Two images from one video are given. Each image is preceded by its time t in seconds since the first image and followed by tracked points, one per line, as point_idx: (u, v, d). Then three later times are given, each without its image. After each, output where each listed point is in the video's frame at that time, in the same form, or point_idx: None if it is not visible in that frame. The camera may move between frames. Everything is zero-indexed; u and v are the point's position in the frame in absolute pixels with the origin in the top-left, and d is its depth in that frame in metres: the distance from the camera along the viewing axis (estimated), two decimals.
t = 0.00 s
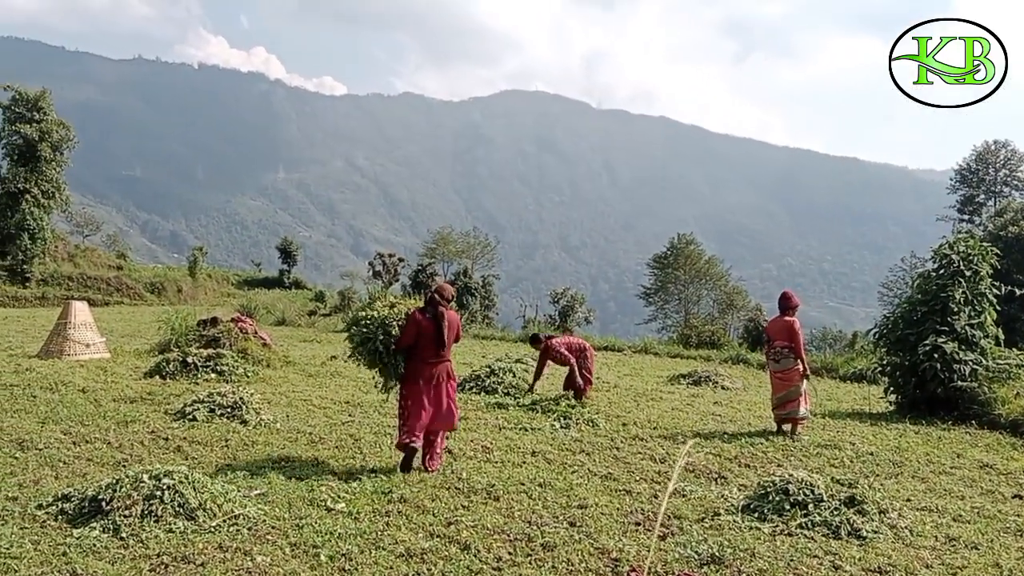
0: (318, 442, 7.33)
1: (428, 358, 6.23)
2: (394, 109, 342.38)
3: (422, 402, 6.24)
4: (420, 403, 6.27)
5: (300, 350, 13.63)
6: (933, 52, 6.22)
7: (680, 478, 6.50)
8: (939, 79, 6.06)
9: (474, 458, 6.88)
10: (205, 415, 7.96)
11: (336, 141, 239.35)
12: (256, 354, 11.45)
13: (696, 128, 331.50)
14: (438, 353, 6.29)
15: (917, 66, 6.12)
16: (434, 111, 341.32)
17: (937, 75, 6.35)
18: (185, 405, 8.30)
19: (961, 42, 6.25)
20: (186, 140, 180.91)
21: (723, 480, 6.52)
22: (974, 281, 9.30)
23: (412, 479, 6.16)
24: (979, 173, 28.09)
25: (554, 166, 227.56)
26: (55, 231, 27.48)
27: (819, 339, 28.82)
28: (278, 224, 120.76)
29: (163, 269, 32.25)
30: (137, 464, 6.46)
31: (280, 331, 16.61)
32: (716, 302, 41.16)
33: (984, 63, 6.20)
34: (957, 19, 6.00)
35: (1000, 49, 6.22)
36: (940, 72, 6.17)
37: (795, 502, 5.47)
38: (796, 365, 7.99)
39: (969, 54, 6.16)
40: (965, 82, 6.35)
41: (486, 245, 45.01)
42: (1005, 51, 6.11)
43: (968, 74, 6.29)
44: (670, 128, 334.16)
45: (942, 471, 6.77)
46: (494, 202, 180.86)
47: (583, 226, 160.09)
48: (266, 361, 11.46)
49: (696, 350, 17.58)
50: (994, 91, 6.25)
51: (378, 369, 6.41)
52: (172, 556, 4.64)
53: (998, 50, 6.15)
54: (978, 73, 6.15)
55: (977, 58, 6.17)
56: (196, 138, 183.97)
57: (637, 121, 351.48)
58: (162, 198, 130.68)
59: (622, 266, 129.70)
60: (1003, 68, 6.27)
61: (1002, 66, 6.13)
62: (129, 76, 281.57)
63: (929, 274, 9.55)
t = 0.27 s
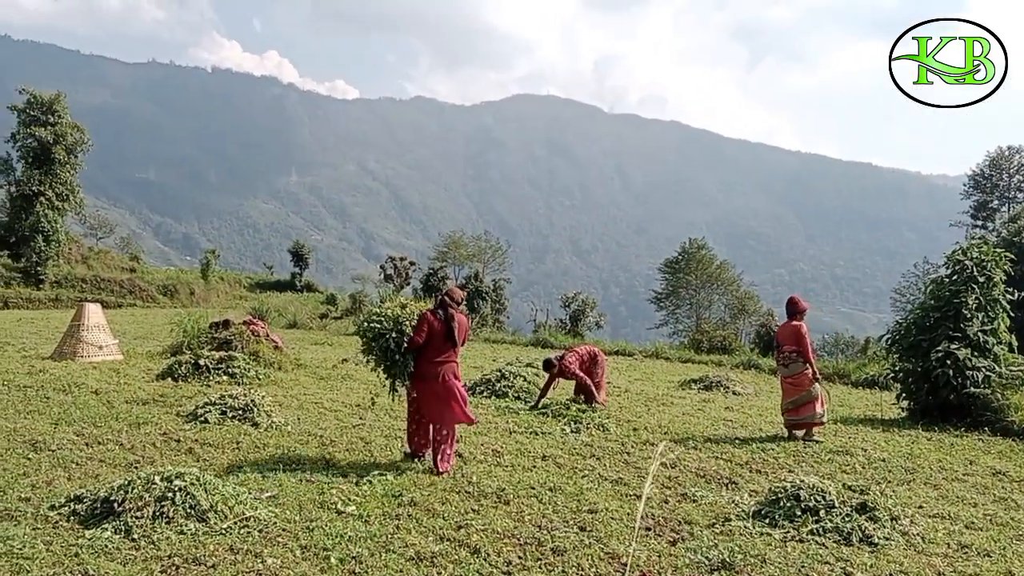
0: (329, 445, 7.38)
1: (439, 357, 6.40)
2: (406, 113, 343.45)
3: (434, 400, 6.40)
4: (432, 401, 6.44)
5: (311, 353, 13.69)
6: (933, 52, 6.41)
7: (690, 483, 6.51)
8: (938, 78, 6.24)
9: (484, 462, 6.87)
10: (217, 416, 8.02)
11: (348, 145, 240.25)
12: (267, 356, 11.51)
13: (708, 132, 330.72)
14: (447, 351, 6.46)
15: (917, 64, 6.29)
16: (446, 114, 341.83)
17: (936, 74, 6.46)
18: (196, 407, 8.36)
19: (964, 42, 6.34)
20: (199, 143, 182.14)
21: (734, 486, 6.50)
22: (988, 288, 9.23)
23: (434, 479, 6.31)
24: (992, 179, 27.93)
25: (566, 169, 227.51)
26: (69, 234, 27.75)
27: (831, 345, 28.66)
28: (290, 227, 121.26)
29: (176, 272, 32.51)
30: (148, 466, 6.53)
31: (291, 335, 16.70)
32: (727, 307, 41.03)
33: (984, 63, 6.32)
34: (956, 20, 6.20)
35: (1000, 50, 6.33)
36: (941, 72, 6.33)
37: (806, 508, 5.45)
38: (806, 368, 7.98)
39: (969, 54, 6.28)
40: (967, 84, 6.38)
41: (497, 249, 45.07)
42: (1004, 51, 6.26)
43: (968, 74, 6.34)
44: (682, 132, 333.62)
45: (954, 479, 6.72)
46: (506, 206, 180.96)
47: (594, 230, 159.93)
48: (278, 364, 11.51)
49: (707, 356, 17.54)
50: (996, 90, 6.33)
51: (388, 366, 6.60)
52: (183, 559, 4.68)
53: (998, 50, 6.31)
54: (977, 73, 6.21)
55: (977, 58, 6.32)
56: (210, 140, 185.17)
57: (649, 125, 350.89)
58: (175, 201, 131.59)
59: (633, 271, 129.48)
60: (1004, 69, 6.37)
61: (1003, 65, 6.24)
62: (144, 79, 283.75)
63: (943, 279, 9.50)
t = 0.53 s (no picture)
0: (340, 446, 7.41)
1: (439, 357, 6.74)
2: (419, 115, 344.22)
3: (435, 399, 6.72)
4: (433, 400, 6.76)
5: (322, 356, 13.77)
6: (934, 52, 6.42)
7: (700, 486, 6.52)
8: (940, 79, 6.25)
9: (494, 466, 6.87)
10: (230, 419, 8.08)
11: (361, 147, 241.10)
12: (280, 358, 11.57)
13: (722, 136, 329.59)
14: (447, 352, 6.79)
15: (917, 64, 6.28)
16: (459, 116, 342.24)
17: (936, 75, 6.43)
18: (209, 409, 8.44)
19: (964, 42, 6.32)
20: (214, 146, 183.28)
21: (744, 490, 6.50)
22: (1002, 292, 9.17)
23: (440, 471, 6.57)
24: (1007, 184, 27.72)
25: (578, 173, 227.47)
26: (84, 236, 27.99)
27: (844, 350, 28.54)
28: (303, 229, 121.66)
29: (190, 274, 32.76)
30: (161, 467, 6.60)
31: (305, 336, 16.82)
32: (739, 311, 40.84)
33: (984, 63, 6.32)
34: (958, 20, 6.19)
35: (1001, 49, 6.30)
36: (941, 72, 6.36)
37: (818, 514, 5.41)
38: (819, 372, 7.99)
39: (969, 54, 6.28)
40: (966, 84, 6.35)
41: (509, 252, 45.11)
42: (1004, 52, 6.26)
43: (967, 75, 6.31)
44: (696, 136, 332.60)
45: (966, 484, 6.70)
46: (518, 209, 180.97)
47: (606, 233, 159.71)
48: (290, 365, 11.56)
49: (720, 360, 17.51)
50: (997, 90, 6.32)
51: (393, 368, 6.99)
52: (195, 560, 4.73)
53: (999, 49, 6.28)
54: (978, 73, 6.20)
55: (977, 58, 6.32)
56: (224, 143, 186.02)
57: (662, 129, 350.09)
58: (190, 204, 132.45)
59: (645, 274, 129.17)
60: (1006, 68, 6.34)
61: (1001, 66, 6.27)
62: (159, 82, 285.85)
63: (956, 284, 9.45)
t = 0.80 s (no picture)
0: (353, 448, 7.36)
1: (446, 356, 6.88)
2: (432, 118, 344.79)
3: (439, 395, 6.84)
4: (439, 397, 6.88)
5: (336, 357, 13.75)
6: (933, 52, 6.47)
7: (716, 491, 6.41)
8: (939, 78, 6.32)
9: (506, 467, 6.81)
10: (243, 420, 8.06)
11: (375, 150, 241.69)
12: (294, 360, 11.56)
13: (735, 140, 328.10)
14: (454, 352, 6.94)
15: (916, 64, 6.33)
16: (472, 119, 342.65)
17: (937, 75, 6.47)
18: (222, 411, 8.41)
19: (964, 42, 6.37)
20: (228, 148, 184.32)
21: (760, 494, 6.39)
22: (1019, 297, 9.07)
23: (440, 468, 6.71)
24: None
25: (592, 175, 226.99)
26: (100, 237, 28.16)
27: (858, 355, 28.24)
28: (316, 231, 122.05)
29: (204, 275, 32.91)
30: (174, 468, 6.56)
31: (318, 338, 16.84)
32: (753, 315, 40.59)
33: (984, 64, 6.35)
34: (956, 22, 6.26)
35: (1002, 48, 6.31)
36: (941, 72, 6.41)
37: (833, 519, 5.32)
38: (838, 377, 7.88)
39: (969, 54, 6.31)
40: (965, 84, 6.38)
41: (522, 255, 45.06)
42: (1004, 51, 6.28)
43: (967, 75, 6.32)
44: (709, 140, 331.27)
45: (984, 490, 6.56)
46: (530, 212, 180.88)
47: (619, 237, 159.31)
48: (304, 368, 11.56)
49: (733, 363, 17.41)
50: (997, 89, 6.36)
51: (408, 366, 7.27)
52: (207, 561, 4.69)
53: (1000, 48, 6.32)
54: (977, 73, 6.22)
55: (978, 58, 6.35)
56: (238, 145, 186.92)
57: (675, 132, 349.13)
58: (204, 206, 133.15)
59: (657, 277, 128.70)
60: (1007, 67, 6.35)
61: (1002, 65, 6.29)
62: (174, 84, 287.86)
63: (972, 289, 9.35)
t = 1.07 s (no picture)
0: (365, 450, 7.38)
1: (459, 357, 6.93)
2: (445, 122, 345.24)
3: (452, 398, 6.93)
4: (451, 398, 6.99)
5: (349, 359, 13.80)
6: (934, 52, 6.73)
7: (728, 496, 6.38)
8: (938, 77, 6.58)
9: (518, 471, 6.81)
10: (256, 422, 8.09)
11: (389, 154, 242.50)
12: (306, 362, 11.61)
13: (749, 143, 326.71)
14: (469, 352, 6.99)
15: (916, 64, 6.58)
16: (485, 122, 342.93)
17: (937, 75, 6.70)
18: (236, 412, 8.45)
19: (963, 43, 6.64)
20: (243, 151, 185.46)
21: (772, 500, 6.35)
22: None
23: (448, 466, 6.81)
24: None
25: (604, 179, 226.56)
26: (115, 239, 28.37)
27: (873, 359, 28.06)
28: (329, 234, 122.46)
29: (218, 277, 33.14)
30: (188, 469, 6.60)
31: (331, 340, 16.92)
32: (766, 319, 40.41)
33: (985, 63, 6.60)
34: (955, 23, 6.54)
35: (1001, 48, 6.58)
36: (940, 72, 6.68)
37: (846, 523, 5.28)
38: (861, 386, 7.79)
39: (969, 53, 6.58)
40: (966, 85, 6.63)
41: (534, 257, 45.08)
42: (1002, 51, 6.56)
43: (967, 74, 6.57)
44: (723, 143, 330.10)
45: (998, 497, 6.49)
46: (543, 215, 180.77)
47: (632, 240, 158.96)
48: (316, 369, 11.62)
49: (746, 367, 17.34)
50: (996, 88, 6.62)
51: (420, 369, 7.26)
52: (220, 562, 4.71)
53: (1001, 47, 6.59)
54: (977, 71, 6.46)
55: (977, 58, 6.61)
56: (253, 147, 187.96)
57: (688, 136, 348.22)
58: (218, 208, 133.92)
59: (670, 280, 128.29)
60: (1006, 67, 6.63)
61: (1001, 65, 6.55)
62: (190, 87, 289.88)
63: (987, 294, 9.29)
